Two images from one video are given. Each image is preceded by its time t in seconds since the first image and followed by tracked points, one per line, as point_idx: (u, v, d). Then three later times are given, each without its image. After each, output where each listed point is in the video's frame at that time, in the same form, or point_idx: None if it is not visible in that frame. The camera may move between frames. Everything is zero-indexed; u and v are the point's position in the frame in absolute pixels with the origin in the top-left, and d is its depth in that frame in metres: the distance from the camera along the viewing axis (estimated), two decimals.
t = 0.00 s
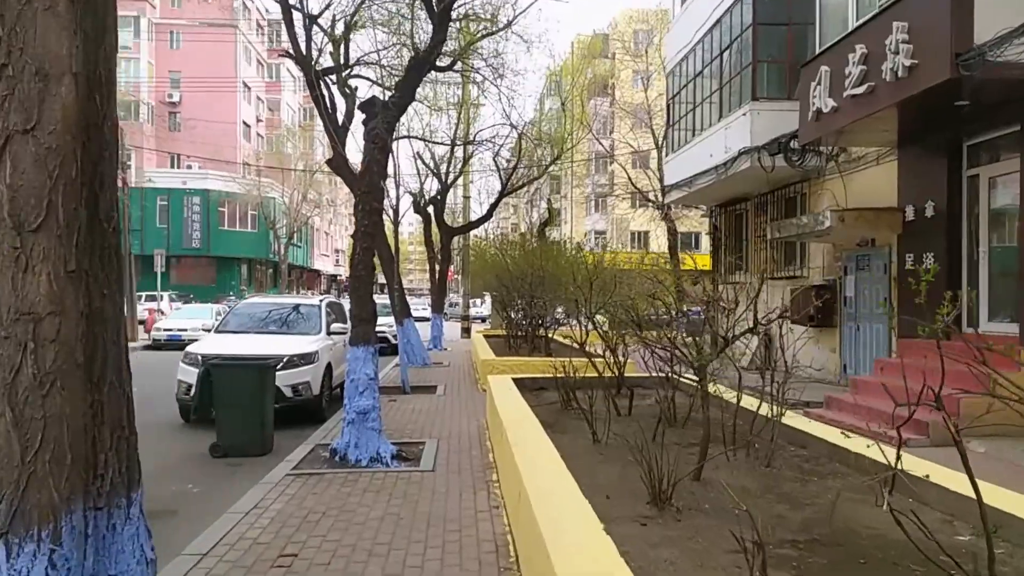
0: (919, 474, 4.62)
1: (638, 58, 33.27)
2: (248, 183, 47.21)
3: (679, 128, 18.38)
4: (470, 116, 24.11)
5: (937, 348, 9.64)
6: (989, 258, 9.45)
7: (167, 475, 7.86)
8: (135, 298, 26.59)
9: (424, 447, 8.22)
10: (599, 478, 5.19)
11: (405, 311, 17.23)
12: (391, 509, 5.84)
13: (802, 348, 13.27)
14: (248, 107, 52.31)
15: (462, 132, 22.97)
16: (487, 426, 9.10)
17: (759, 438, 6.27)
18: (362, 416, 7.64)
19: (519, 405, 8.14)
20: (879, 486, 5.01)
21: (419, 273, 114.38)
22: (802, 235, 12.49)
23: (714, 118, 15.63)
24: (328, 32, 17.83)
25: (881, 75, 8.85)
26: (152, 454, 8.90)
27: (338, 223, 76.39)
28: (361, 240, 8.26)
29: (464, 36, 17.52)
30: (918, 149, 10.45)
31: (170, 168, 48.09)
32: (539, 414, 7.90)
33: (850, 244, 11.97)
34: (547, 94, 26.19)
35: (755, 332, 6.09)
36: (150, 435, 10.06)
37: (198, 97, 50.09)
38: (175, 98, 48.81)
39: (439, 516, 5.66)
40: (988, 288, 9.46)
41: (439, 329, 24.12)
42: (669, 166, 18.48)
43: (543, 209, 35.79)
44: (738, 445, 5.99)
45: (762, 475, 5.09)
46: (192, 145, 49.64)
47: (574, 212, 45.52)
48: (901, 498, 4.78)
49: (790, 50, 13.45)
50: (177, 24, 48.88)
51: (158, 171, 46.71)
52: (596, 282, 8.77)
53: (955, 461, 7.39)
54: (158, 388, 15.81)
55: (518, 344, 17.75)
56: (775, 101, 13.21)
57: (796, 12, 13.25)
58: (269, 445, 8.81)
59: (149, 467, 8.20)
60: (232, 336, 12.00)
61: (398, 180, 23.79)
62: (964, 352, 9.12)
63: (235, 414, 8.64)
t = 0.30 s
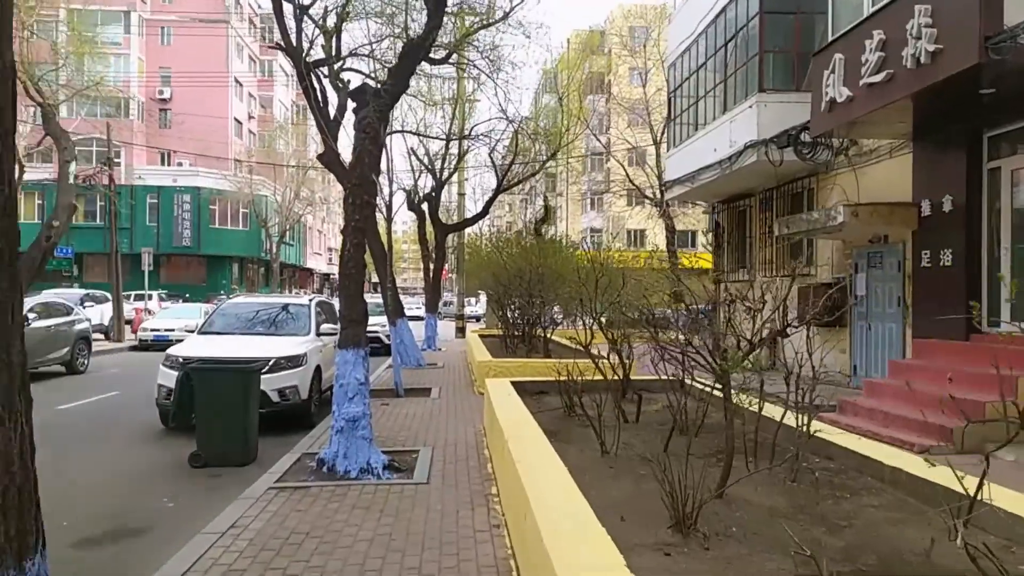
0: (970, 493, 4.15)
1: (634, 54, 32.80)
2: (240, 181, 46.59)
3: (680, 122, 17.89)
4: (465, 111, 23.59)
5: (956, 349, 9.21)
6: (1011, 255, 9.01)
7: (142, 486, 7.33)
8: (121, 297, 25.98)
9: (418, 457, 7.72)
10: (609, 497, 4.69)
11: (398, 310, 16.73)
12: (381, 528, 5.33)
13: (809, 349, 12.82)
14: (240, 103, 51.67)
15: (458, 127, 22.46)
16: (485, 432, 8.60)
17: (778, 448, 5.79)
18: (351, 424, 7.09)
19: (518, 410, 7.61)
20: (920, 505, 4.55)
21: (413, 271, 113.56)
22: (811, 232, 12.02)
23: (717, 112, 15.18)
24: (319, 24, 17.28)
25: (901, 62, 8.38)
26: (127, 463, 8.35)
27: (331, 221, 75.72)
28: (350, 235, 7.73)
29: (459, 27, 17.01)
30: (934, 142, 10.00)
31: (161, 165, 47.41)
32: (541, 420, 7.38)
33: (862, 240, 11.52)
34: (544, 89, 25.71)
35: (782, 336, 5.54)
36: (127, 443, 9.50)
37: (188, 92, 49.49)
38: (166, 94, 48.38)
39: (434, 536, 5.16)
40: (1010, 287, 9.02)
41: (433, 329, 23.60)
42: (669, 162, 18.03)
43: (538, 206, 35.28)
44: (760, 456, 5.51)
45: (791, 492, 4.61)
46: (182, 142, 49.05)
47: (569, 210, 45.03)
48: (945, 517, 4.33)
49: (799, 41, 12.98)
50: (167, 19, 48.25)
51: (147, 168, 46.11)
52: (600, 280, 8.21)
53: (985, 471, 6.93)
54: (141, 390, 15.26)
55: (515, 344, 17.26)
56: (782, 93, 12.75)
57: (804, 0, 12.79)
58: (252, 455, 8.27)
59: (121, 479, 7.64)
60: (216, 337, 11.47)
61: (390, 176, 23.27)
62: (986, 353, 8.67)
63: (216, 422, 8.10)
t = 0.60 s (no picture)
0: None
1: (634, 48, 32.30)
2: (235, 176, 46.03)
3: (684, 116, 17.43)
4: (464, 106, 23.09)
5: (979, 350, 8.77)
6: None
7: (119, 497, 6.88)
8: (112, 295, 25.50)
9: (414, 466, 7.26)
10: (624, 518, 4.25)
11: (394, 309, 16.27)
12: (372, 550, 4.88)
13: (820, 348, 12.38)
14: (235, 98, 51.05)
15: (456, 121, 21.99)
16: (486, 439, 8.13)
17: (803, 459, 5.35)
18: (342, 431, 6.64)
19: (520, 416, 7.16)
20: (970, 527, 4.10)
21: (410, 268, 112.94)
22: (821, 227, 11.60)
23: (722, 104, 14.73)
24: (312, 13, 16.79)
25: (927, 46, 7.93)
26: (106, 472, 7.89)
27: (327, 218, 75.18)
28: (342, 230, 7.25)
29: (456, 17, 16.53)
30: (953, 133, 9.54)
31: (154, 161, 46.85)
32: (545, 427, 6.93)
33: (877, 235, 11.07)
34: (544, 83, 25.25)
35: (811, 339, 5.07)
36: (108, 449, 9.05)
37: (182, 88, 48.96)
38: (160, 90, 47.92)
39: (430, 560, 4.71)
40: None
41: (430, 327, 23.15)
42: (672, 157, 17.57)
43: (537, 203, 34.81)
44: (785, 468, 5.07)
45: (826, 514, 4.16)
46: (176, 137, 48.54)
47: (568, 208, 44.58)
48: (998, 542, 3.89)
49: (809, 29, 12.52)
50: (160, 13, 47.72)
51: (141, 164, 45.64)
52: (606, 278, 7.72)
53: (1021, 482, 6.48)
54: (130, 392, 14.81)
55: (514, 343, 16.80)
56: (792, 83, 12.31)
57: None
58: (238, 463, 7.83)
59: (97, 489, 7.19)
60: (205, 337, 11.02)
61: (386, 171, 22.80)
62: (1013, 354, 8.23)
63: (200, 428, 7.65)
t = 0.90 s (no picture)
0: None
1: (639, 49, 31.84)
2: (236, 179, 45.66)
3: (692, 114, 16.96)
4: (466, 106, 22.63)
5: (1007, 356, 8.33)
6: None
7: (95, 512, 6.46)
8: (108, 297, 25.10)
9: (411, 477, 6.84)
10: (640, 542, 3.82)
11: (393, 312, 15.84)
12: None
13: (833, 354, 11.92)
14: (236, 100, 50.73)
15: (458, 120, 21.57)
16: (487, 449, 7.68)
17: (829, 474, 4.93)
18: (334, 441, 6.24)
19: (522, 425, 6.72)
20: None
21: (413, 271, 112.54)
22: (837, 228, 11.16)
23: (731, 101, 14.29)
24: (311, 9, 16.36)
25: (954, 34, 7.49)
26: (83, 485, 7.45)
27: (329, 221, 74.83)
28: (335, 227, 6.79)
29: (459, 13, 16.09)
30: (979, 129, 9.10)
31: (155, 163, 46.55)
32: (550, 438, 6.50)
33: (895, 236, 10.62)
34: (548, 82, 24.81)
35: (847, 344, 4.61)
36: (90, 459, 8.61)
37: (185, 89, 48.65)
38: (161, 91, 47.62)
39: None
40: None
41: (431, 330, 22.72)
42: (679, 157, 17.11)
43: (540, 205, 34.36)
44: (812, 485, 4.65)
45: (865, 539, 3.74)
46: (178, 139, 48.19)
47: (571, 211, 44.13)
48: None
49: (822, 23, 12.08)
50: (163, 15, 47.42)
51: (142, 166, 45.35)
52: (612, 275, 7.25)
53: None
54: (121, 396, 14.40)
55: (517, 347, 16.33)
56: (805, 78, 11.88)
57: None
58: (225, 473, 7.41)
59: (72, 504, 6.76)
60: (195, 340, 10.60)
61: (387, 172, 22.36)
62: None
63: (185, 437, 7.23)
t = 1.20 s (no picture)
0: None
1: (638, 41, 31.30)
2: (230, 175, 45.09)
3: (694, 106, 16.53)
4: (463, 99, 22.14)
5: None
6: None
7: (69, 529, 6.05)
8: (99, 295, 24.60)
9: (407, 488, 6.44)
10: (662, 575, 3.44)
11: (389, 310, 15.40)
12: None
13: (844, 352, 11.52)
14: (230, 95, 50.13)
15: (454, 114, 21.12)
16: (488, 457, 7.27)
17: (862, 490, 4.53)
18: (325, 452, 5.84)
19: (526, 433, 6.31)
20: None
21: (410, 267, 111.96)
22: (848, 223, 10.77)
23: (736, 92, 13.88)
24: None
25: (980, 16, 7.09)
26: (59, 497, 7.02)
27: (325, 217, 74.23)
28: (324, 223, 6.37)
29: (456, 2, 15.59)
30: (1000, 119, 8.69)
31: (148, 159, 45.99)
32: (556, 446, 6.11)
33: (909, 230, 10.22)
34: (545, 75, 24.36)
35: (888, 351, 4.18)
36: (70, 467, 8.20)
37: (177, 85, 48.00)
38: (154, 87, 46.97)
39: None
40: None
41: (428, 328, 22.29)
42: (682, 150, 16.69)
43: (538, 200, 33.88)
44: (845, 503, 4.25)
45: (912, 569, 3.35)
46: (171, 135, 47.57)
47: (569, 205, 43.66)
48: None
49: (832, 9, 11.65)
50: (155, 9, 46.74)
51: (135, 162, 44.81)
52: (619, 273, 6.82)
53: None
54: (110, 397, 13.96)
55: (517, 345, 15.92)
56: (813, 67, 11.47)
57: None
58: (210, 484, 7.01)
59: (46, 519, 6.35)
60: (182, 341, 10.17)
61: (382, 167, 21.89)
62: None
63: (167, 447, 6.81)
